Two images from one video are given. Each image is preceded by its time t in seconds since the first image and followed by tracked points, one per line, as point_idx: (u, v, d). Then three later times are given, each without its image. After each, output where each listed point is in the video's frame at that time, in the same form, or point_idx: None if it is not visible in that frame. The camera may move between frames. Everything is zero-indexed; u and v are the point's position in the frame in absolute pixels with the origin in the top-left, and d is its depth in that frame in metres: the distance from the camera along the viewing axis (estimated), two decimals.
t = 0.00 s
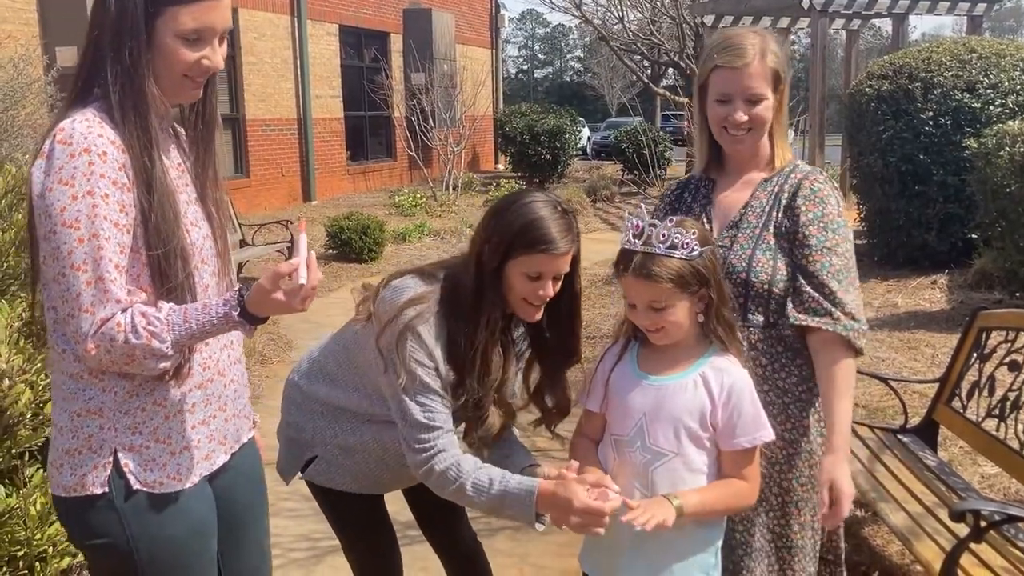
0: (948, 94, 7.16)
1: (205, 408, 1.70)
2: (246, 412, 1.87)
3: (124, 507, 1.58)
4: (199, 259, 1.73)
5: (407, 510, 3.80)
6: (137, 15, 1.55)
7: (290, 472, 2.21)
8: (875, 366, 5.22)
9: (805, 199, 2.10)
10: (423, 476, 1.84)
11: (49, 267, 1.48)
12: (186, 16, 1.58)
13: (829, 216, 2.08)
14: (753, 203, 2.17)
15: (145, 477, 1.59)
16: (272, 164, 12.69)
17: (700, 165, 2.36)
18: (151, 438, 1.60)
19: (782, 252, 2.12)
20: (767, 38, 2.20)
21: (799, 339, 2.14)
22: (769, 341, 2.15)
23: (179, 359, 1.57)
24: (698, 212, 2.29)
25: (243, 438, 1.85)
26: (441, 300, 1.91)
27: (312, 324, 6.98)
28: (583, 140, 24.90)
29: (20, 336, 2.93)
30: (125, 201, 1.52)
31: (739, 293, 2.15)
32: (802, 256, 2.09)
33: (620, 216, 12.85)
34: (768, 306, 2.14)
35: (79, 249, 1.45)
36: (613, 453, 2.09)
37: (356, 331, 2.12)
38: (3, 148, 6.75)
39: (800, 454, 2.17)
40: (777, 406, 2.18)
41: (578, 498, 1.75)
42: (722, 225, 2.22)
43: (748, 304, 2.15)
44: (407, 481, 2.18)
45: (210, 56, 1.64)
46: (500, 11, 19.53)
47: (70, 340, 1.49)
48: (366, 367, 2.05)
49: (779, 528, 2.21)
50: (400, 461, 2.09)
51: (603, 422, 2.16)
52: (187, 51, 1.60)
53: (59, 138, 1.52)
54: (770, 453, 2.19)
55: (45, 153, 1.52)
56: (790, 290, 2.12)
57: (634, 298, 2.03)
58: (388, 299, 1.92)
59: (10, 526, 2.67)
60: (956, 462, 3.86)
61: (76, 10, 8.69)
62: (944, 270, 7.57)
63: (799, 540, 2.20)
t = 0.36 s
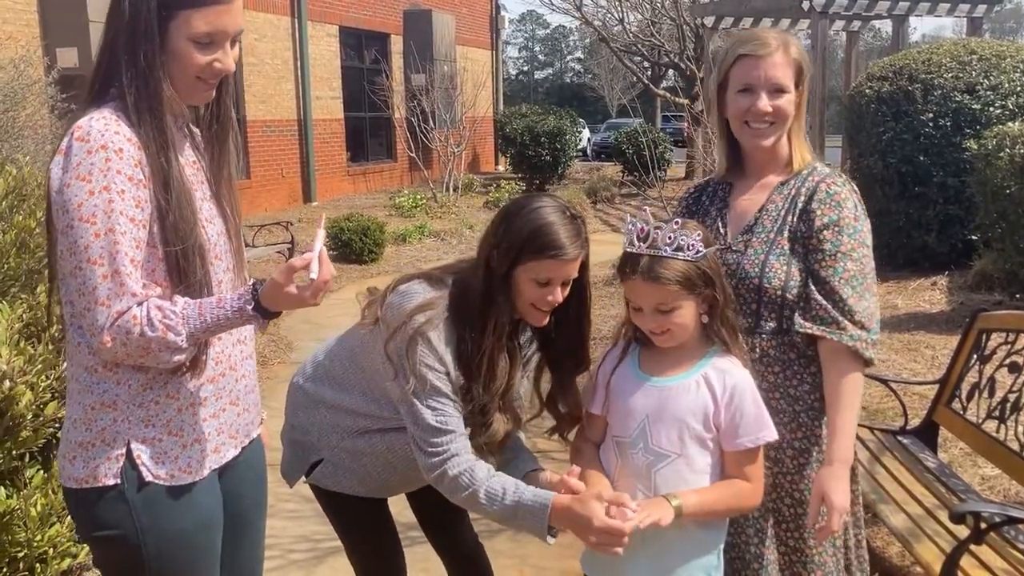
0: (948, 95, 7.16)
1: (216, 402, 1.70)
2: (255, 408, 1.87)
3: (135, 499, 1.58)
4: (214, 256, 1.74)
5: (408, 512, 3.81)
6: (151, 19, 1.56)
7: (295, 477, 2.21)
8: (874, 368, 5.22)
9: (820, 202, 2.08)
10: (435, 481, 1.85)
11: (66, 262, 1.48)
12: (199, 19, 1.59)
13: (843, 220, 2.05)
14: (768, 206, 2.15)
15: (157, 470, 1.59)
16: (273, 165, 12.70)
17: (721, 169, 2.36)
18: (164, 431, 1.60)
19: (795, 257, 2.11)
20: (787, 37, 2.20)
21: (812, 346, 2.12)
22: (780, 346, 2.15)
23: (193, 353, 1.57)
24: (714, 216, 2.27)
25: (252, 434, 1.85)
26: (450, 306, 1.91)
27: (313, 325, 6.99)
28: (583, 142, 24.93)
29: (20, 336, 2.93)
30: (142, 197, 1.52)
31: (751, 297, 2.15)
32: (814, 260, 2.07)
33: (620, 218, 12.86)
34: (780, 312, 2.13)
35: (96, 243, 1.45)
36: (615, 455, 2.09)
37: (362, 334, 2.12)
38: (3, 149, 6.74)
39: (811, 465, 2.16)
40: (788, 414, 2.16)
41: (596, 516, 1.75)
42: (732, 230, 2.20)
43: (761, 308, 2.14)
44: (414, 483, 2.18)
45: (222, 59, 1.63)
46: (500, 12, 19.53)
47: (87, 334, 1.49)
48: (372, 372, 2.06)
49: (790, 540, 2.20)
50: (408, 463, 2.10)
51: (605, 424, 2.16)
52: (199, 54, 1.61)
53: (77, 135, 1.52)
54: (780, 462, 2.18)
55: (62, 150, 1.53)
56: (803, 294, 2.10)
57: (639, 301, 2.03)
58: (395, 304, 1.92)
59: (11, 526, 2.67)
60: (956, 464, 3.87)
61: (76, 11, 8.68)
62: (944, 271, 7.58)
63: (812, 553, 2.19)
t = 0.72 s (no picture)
0: (947, 97, 7.16)
1: (217, 403, 1.70)
2: (258, 408, 1.87)
3: (135, 499, 1.57)
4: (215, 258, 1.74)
5: (408, 513, 3.81)
6: (153, 20, 1.56)
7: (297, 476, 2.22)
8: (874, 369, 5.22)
9: (834, 206, 2.04)
10: (431, 472, 1.85)
11: (67, 263, 1.49)
12: (201, 20, 1.58)
13: (859, 223, 2.01)
14: (782, 210, 2.11)
15: (158, 470, 1.59)
16: (273, 167, 12.70)
17: (734, 172, 2.33)
18: (164, 432, 1.60)
19: (808, 263, 2.07)
20: (802, 39, 2.16)
21: (824, 352, 2.08)
22: (793, 353, 2.11)
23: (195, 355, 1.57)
24: (727, 221, 2.24)
25: (254, 435, 1.85)
26: (453, 298, 1.91)
27: (313, 327, 7.00)
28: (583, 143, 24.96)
29: (20, 338, 2.94)
30: (143, 198, 1.53)
31: (765, 304, 2.11)
32: (827, 265, 2.04)
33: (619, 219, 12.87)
34: (793, 318, 2.09)
35: (97, 244, 1.45)
36: (614, 455, 2.09)
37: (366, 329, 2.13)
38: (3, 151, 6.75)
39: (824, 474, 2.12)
40: (798, 422, 2.12)
41: (581, 499, 1.74)
42: (744, 235, 2.17)
43: (772, 314, 2.11)
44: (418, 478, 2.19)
45: (224, 60, 1.63)
46: (499, 13, 19.55)
47: (89, 335, 1.49)
48: (376, 367, 2.07)
49: (805, 552, 2.15)
50: (411, 460, 2.10)
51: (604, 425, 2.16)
52: (201, 55, 1.60)
53: (79, 137, 1.52)
54: (795, 471, 2.14)
55: (65, 152, 1.53)
56: (815, 300, 2.06)
57: (643, 303, 2.03)
58: (400, 297, 1.93)
59: (11, 528, 2.68)
60: (956, 465, 3.87)
61: (76, 13, 8.69)
62: (943, 273, 7.59)
63: (826, 566, 2.13)
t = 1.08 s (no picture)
0: (944, 98, 7.18)
1: (232, 404, 1.68)
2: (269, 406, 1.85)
3: (151, 497, 1.58)
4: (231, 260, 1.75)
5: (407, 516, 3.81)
6: (168, 20, 1.56)
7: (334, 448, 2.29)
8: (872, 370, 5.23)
9: (837, 210, 2.04)
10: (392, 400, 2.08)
11: (103, 270, 1.48)
12: (213, 14, 1.58)
13: (861, 229, 2.01)
14: (785, 214, 2.12)
15: (174, 469, 1.60)
16: (271, 168, 12.70)
17: (738, 174, 2.33)
18: (180, 432, 1.60)
19: (810, 269, 2.07)
20: (806, 41, 2.15)
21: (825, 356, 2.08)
22: (794, 358, 2.11)
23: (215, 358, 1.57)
24: (730, 225, 2.25)
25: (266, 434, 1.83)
26: (446, 234, 2.12)
27: (311, 329, 7.00)
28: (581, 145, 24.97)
29: (18, 339, 2.94)
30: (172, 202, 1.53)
31: (766, 309, 2.12)
32: (828, 270, 2.04)
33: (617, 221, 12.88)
34: (794, 323, 2.09)
35: (134, 250, 1.46)
36: (613, 456, 2.09)
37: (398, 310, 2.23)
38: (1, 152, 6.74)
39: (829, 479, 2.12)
40: (800, 427, 2.13)
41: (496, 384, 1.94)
42: (746, 238, 2.18)
43: (773, 319, 2.11)
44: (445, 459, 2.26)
45: (243, 52, 1.63)
46: (497, 15, 19.57)
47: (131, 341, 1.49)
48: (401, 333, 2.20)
49: (809, 562, 2.13)
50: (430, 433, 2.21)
51: (604, 426, 2.16)
52: (219, 49, 1.60)
53: (104, 144, 1.51)
54: (796, 476, 2.14)
55: (90, 159, 1.51)
56: (815, 306, 2.07)
57: (644, 304, 2.03)
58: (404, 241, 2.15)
59: (10, 530, 2.67)
60: (953, 466, 3.88)
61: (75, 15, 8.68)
62: (941, 274, 7.61)
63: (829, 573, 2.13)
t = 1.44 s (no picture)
0: (938, 100, 7.20)
1: (242, 417, 1.74)
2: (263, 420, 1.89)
3: (168, 496, 1.64)
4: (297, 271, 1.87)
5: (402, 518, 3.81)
6: (246, 52, 1.62)
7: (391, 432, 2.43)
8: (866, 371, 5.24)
9: (829, 213, 2.05)
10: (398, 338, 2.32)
11: (210, 288, 1.57)
12: (288, 48, 1.64)
13: (853, 231, 2.02)
14: (777, 216, 2.12)
15: (186, 468, 1.65)
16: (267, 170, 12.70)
17: (732, 174, 2.32)
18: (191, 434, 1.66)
19: (802, 272, 2.08)
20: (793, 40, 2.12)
21: (818, 359, 2.10)
22: (786, 360, 2.11)
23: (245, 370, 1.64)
24: (723, 226, 2.24)
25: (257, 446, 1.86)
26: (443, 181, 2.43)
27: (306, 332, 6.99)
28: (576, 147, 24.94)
29: (12, 343, 2.94)
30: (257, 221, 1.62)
31: (758, 310, 2.12)
32: (821, 274, 2.05)
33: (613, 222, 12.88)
34: (786, 325, 2.09)
35: (240, 270, 1.55)
36: (602, 459, 2.09)
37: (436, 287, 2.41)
38: None
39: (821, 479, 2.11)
40: (792, 428, 2.13)
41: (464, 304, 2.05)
42: (741, 239, 2.18)
43: (765, 321, 2.11)
44: (473, 448, 2.37)
45: (313, 85, 1.68)
46: (492, 17, 19.57)
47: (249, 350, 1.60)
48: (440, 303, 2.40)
49: (800, 561, 2.13)
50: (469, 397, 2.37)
51: (596, 428, 2.16)
52: (291, 82, 1.66)
53: (194, 169, 1.56)
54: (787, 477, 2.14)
55: (178, 183, 1.56)
56: (807, 308, 2.07)
57: (630, 293, 2.04)
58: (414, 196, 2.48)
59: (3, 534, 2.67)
60: (948, 466, 3.89)
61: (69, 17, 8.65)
62: (936, 275, 7.62)
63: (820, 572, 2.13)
